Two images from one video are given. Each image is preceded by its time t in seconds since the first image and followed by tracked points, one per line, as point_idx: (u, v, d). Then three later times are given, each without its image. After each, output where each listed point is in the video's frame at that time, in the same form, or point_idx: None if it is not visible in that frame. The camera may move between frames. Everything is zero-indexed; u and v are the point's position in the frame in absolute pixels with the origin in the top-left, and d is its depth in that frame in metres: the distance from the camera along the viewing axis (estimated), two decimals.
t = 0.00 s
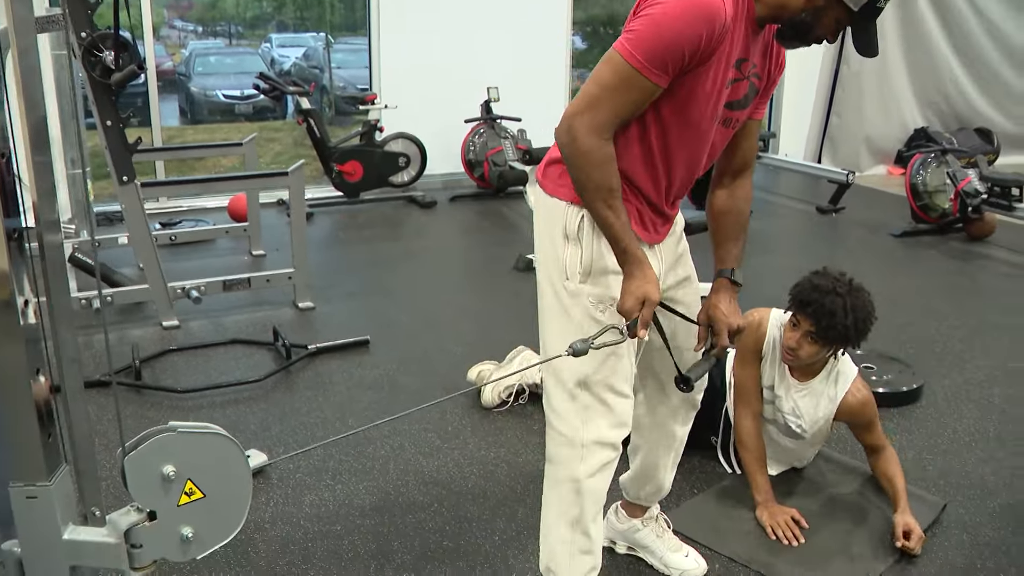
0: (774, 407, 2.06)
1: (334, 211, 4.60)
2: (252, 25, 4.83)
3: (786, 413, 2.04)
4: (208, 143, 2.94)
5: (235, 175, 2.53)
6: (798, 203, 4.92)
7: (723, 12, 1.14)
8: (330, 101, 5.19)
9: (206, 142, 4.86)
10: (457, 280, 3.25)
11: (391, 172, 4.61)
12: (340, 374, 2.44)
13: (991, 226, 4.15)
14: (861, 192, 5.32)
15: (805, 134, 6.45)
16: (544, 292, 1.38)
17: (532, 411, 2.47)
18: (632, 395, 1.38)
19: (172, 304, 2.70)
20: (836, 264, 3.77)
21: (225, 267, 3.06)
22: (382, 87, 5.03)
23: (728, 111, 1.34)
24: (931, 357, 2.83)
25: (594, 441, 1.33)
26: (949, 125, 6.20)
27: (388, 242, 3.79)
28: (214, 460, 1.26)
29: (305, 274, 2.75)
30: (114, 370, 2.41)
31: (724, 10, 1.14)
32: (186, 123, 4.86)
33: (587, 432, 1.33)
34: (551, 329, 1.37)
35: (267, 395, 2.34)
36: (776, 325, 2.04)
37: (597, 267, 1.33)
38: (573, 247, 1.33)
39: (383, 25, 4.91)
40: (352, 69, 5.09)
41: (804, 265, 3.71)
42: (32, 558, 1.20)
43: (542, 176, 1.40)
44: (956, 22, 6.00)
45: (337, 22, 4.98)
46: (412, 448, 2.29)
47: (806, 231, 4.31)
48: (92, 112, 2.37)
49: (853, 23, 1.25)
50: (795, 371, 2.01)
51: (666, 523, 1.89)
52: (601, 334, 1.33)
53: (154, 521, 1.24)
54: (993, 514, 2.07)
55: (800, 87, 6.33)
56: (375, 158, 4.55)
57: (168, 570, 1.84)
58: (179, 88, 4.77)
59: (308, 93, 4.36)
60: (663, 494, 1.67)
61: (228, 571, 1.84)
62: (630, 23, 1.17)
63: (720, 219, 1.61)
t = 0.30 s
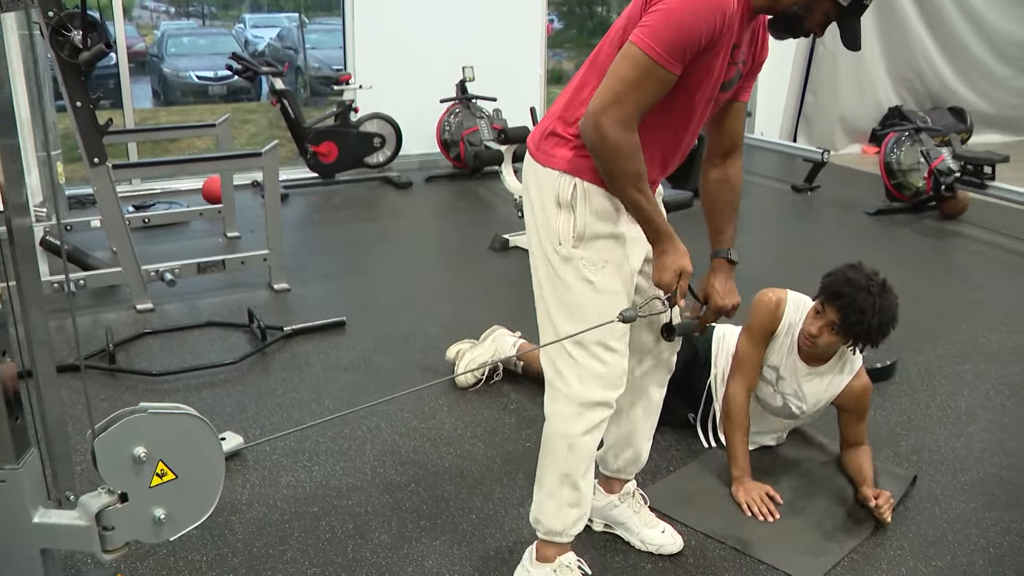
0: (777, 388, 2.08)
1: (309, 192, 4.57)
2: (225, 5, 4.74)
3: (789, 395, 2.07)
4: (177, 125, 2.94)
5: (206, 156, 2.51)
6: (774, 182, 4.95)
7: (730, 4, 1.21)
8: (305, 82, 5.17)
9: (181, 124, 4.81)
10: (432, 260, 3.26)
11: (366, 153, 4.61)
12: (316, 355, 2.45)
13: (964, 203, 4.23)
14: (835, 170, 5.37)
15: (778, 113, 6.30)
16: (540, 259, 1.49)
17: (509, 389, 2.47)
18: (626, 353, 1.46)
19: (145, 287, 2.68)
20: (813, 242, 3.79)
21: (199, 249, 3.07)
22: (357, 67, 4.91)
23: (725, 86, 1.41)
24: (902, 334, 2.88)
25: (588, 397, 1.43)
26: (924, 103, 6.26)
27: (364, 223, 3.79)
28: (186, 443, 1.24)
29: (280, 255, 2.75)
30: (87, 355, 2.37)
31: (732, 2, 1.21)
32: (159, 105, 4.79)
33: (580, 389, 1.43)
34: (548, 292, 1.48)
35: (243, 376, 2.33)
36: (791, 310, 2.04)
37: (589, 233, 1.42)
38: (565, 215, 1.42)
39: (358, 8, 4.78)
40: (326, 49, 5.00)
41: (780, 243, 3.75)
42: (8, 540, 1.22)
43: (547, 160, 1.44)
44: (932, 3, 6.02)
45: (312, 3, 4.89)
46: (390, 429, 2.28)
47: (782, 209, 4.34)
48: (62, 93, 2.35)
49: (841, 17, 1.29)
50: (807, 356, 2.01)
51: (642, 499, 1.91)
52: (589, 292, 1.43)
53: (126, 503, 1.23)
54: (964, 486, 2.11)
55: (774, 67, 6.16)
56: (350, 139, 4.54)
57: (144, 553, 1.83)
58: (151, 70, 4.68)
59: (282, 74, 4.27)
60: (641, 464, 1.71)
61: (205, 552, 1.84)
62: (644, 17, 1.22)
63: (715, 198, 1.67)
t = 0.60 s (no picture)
0: (775, 363, 2.13)
1: (278, 182, 4.54)
2: None
3: (786, 369, 2.12)
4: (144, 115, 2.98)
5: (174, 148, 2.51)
6: (743, 168, 4.99)
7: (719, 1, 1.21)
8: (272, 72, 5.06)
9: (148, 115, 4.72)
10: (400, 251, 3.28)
11: (334, 143, 4.60)
12: (285, 347, 2.45)
13: (930, 188, 4.24)
14: (802, 156, 5.43)
15: (748, 99, 6.35)
16: (499, 236, 1.49)
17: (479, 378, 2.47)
18: (568, 333, 1.53)
19: (111, 279, 2.66)
20: (783, 229, 3.81)
21: (166, 241, 3.09)
22: (323, 57, 4.86)
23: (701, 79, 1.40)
24: (867, 320, 2.91)
25: (530, 375, 1.50)
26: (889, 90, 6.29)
27: (333, 213, 3.79)
28: (150, 435, 1.21)
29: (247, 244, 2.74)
30: (52, 350, 2.34)
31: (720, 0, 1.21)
32: (124, 95, 4.70)
33: (524, 367, 1.49)
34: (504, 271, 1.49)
35: (212, 369, 2.32)
36: (784, 286, 2.11)
37: (552, 216, 1.43)
38: (530, 196, 1.42)
39: None
40: (294, 39, 4.96)
41: (750, 229, 3.79)
42: None
43: (520, 140, 1.42)
44: None
45: None
46: (360, 419, 2.28)
47: (750, 196, 4.37)
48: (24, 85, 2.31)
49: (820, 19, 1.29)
50: (802, 329, 2.07)
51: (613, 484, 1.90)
52: (546, 279, 1.46)
53: (88, 497, 1.19)
54: (929, 468, 2.14)
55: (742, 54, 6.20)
56: (318, 129, 4.53)
57: (112, 547, 1.81)
58: (116, 61, 4.59)
59: (248, 63, 4.25)
60: (604, 444, 1.74)
61: (174, 546, 1.82)
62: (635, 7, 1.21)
63: (685, 187, 1.66)
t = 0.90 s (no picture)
0: (757, 349, 2.14)
1: (252, 175, 4.50)
2: None
3: (767, 354, 2.13)
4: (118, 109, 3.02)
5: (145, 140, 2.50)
6: (717, 159, 5.01)
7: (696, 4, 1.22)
8: (246, 64, 5.05)
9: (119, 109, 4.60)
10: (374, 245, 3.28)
11: (308, 136, 4.58)
12: (260, 341, 2.45)
13: (902, 178, 4.29)
14: (776, 147, 5.47)
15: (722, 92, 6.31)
16: (473, 226, 1.47)
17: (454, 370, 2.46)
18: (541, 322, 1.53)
19: (84, 275, 2.64)
20: (759, 219, 3.84)
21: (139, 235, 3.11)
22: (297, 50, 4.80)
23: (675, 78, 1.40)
24: (839, 308, 2.94)
25: (505, 366, 1.49)
26: (863, 81, 6.38)
27: (308, 207, 3.78)
28: (118, 432, 1.23)
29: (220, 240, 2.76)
30: (23, 347, 2.31)
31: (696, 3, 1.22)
32: (95, 90, 4.62)
33: (499, 358, 1.49)
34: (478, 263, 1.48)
35: (187, 363, 2.32)
36: (764, 273, 2.12)
37: (527, 208, 1.41)
38: (505, 187, 1.40)
39: None
40: (268, 32, 4.92)
41: (727, 218, 3.83)
42: None
43: (494, 132, 1.40)
44: None
45: None
46: (335, 412, 2.27)
47: (725, 186, 4.40)
48: None
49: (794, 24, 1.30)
50: (783, 313, 2.08)
51: (589, 475, 1.90)
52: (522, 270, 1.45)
53: (59, 493, 1.22)
54: (902, 454, 2.16)
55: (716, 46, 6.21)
56: (292, 122, 4.51)
57: (86, 544, 1.79)
58: (87, 54, 4.51)
59: (221, 56, 4.22)
60: (579, 433, 1.75)
61: (149, 542, 1.81)
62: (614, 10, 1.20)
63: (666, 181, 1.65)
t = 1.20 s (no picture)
0: (734, 344, 2.15)
1: (228, 169, 4.48)
2: None
3: (746, 348, 2.14)
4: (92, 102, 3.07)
5: (116, 134, 2.51)
6: (695, 149, 5.03)
7: None
8: (222, 57, 5.04)
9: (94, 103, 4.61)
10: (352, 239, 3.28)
11: (285, 128, 4.57)
12: (237, 335, 2.46)
13: (878, 167, 4.33)
14: (754, 137, 5.51)
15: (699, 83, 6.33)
16: (449, 218, 1.46)
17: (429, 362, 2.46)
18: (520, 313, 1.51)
19: (58, 271, 2.62)
20: (736, 210, 3.86)
21: (116, 230, 3.12)
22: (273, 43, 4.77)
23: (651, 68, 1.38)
24: (815, 297, 2.96)
25: (483, 357, 1.48)
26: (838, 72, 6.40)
27: (285, 200, 3.78)
28: (93, 425, 1.22)
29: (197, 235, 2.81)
30: None
31: None
32: (69, 83, 4.59)
33: (477, 349, 1.47)
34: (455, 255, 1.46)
35: (164, 358, 2.32)
36: (738, 267, 2.13)
37: (503, 199, 1.40)
38: (481, 178, 1.39)
39: None
40: (243, 24, 4.84)
41: (705, 208, 3.86)
42: None
43: (468, 124, 1.38)
44: None
45: None
46: (313, 406, 2.26)
47: (702, 177, 4.41)
48: None
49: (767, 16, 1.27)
50: (758, 307, 2.08)
51: (568, 466, 1.90)
52: (498, 261, 1.44)
53: (30, 490, 1.19)
54: (879, 442, 2.18)
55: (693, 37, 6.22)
56: (268, 115, 4.49)
57: (64, 541, 1.78)
58: (60, 47, 4.45)
59: (195, 48, 4.19)
60: (556, 424, 1.75)
61: (126, 538, 1.79)
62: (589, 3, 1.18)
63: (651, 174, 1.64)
